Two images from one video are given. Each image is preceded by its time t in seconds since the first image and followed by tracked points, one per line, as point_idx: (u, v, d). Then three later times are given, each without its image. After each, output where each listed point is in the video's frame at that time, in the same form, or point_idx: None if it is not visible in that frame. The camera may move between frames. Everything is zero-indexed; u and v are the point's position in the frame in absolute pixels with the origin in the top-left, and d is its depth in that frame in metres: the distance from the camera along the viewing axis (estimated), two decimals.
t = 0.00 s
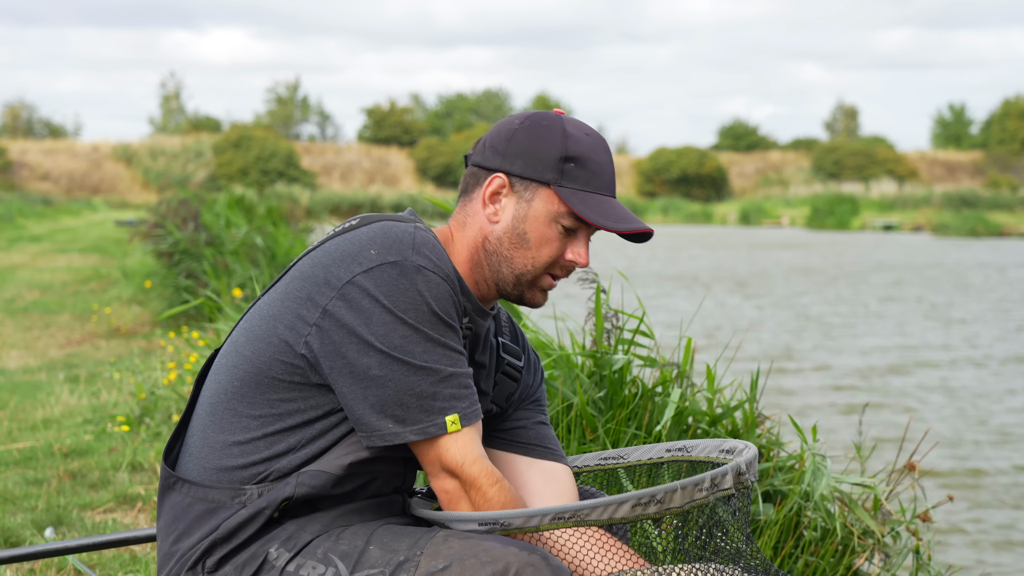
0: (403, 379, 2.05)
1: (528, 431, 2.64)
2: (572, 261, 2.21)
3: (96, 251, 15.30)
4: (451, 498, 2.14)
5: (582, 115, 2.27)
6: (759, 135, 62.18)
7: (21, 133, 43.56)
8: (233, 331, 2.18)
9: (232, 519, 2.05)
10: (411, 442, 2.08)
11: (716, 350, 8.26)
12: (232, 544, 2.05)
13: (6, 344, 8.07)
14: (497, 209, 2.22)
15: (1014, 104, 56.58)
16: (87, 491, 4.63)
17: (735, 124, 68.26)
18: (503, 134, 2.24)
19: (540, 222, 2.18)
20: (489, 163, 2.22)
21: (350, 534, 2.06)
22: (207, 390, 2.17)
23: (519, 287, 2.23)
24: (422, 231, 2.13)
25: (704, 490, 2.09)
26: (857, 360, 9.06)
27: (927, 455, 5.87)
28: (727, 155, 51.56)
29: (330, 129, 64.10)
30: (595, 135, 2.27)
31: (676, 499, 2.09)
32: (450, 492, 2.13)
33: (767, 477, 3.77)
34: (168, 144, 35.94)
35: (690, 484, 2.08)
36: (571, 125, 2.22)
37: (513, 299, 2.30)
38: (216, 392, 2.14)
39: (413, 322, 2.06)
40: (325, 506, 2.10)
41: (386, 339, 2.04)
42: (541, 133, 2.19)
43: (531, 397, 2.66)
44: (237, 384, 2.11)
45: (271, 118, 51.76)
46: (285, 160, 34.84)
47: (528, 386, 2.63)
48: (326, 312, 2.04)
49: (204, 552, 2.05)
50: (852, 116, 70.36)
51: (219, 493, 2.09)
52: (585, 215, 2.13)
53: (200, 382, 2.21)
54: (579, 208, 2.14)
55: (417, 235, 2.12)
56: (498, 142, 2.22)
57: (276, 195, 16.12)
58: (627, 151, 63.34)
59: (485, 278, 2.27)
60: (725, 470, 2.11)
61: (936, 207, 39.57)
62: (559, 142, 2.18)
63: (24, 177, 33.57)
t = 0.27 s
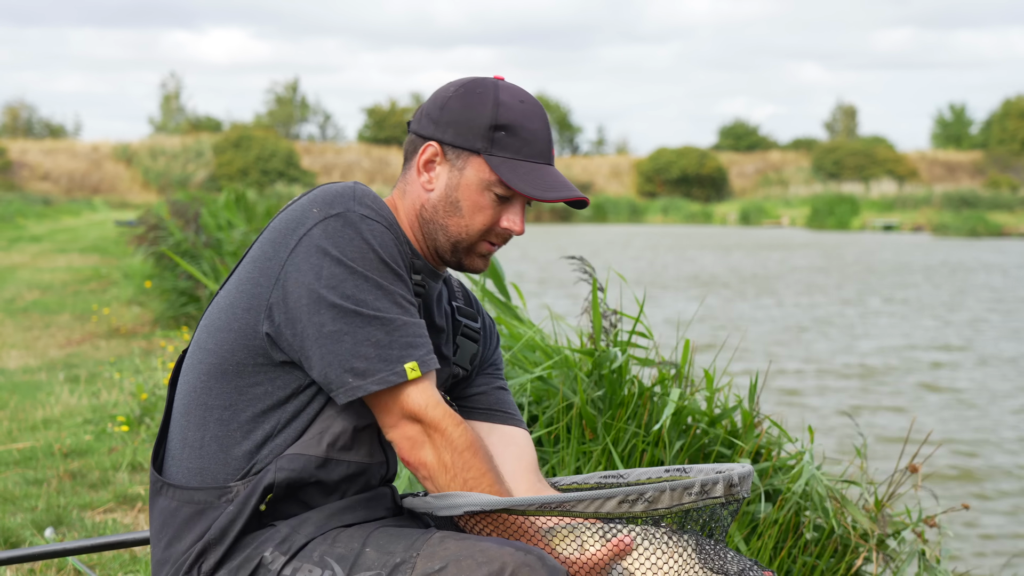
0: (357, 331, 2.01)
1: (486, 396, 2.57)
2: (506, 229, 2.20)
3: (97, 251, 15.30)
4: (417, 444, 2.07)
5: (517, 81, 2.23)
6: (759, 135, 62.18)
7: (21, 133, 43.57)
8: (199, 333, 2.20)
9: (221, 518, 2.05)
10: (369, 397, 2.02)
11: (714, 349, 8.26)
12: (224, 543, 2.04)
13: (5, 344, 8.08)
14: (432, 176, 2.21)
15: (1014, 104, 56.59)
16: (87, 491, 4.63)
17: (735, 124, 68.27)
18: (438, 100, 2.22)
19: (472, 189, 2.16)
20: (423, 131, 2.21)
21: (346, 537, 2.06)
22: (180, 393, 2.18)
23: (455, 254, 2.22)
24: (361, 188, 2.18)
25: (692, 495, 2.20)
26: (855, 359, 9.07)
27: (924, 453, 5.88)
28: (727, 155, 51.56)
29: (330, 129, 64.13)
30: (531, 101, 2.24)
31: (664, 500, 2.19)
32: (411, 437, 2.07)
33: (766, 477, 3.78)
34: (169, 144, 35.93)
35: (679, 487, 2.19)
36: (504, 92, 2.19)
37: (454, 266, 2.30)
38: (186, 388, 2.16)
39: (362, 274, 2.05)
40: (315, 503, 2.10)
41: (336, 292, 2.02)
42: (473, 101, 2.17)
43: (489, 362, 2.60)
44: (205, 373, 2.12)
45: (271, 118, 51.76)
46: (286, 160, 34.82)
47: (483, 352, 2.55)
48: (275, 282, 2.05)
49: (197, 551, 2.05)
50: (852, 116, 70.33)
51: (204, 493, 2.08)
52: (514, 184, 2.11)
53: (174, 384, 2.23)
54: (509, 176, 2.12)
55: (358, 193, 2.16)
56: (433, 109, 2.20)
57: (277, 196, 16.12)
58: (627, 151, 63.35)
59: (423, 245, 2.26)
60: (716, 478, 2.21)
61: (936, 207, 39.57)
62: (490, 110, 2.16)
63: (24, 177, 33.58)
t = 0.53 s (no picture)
0: (287, 310, 2.00)
1: (447, 374, 2.53)
2: (459, 210, 2.20)
3: (97, 251, 15.30)
4: (338, 428, 2.01)
5: (465, 60, 2.22)
6: (759, 135, 62.15)
7: (21, 133, 43.57)
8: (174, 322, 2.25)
9: (210, 517, 2.05)
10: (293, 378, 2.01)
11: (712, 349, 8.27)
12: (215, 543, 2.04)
13: (5, 344, 8.08)
14: (382, 160, 2.21)
15: (1014, 104, 56.59)
16: (87, 491, 4.64)
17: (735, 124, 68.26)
18: (385, 83, 2.22)
19: (421, 172, 2.17)
20: (372, 115, 2.21)
21: (342, 536, 2.07)
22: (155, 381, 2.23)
23: (409, 237, 2.23)
24: (309, 168, 2.18)
25: (671, 497, 2.07)
26: (854, 359, 9.07)
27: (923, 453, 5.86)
28: (727, 155, 51.54)
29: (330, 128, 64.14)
30: (479, 81, 2.22)
31: (642, 502, 2.06)
32: (333, 420, 2.01)
33: (772, 476, 3.78)
34: (169, 143, 35.91)
35: (658, 490, 2.06)
36: (450, 73, 2.18)
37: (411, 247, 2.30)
38: (158, 386, 2.18)
39: (299, 252, 2.04)
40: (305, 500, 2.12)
41: (272, 275, 2.02)
42: (419, 84, 2.17)
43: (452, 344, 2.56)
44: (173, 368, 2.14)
45: (271, 117, 51.77)
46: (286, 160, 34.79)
47: (449, 332, 2.53)
48: (225, 272, 2.08)
49: (190, 551, 2.05)
50: (851, 116, 70.32)
51: (190, 492, 2.07)
52: (461, 164, 2.12)
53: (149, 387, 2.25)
54: (457, 158, 2.13)
55: (299, 172, 2.16)
56: (380, 92, 2.20)
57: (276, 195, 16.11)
58: (627, 151, 63.36)
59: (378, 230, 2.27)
60: (696, 480, 2.08)
61: (936, 207, 39.56)
62: (435, 92, 2.16)
63: (24, 177, 33.62)
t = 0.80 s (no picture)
0: (216, 341, 1.97)
1: (422, 362, 2.56)
2: (427, 202, 2.21)
3: (97, 251, 15.29)
4: (259, 456, 1.98)
5: (430, 53, 2.26)
6: (759, 135, 62.16)
7: (21, 133, 43.57)
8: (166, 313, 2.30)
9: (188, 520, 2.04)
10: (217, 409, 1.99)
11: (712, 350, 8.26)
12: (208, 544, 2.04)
13: (6, 344, 8.07)
14: (349, 153, 2.21)
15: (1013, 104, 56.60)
16: (87, 490, 4.63)
17: (735, 124, 68.25)
18: (350, 78, 2.23)
19: (388, 164, 2.17)
20: (338, 109, 2.22)
21: (345, 532, 2.07)
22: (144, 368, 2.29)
23: (377, 231, 2.21)
24: (269, 187, 2.13)
25: (682, 502, 2.06)
26: (854, 359, 9.06)
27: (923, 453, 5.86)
28: (727, 155, 51.53)
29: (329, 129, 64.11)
30: (444, 73, 2.26)
31: (654, 509, 2.04)
32: (249, 451, 1.98)
33: (773, 476, 3.77)
34: (169, 144, 35.88)
35: (670, 497, 2.04)
36: (416, 65, 2.21)
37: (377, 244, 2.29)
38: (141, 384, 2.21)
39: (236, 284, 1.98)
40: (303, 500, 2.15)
41: (209, 304, 1.98)
42: (384, 76, 2.19)
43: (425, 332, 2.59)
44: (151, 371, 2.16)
45: (271, 118, 51.76)
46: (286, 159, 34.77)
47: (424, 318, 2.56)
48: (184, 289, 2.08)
49: (175, 555, 2.03)
50: (851, 116, 70.28)
51: (166, 493, 2.07)
52: (428, 155, 2.13)
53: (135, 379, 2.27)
54: (424, 149, 2.15)
55: (257, 192, 2.10)
56: (346, 86, 2.21)
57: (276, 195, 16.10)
58: (627, 151, 63.35)
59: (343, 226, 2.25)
60: (705, 485, 2.09)
61: (936, 207, 39.56)
62: (402, 83, 2.18)
63: (24, 177, 33.64)
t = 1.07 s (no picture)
0: (168, 371, 1.95)
1: (398, 356, 2.58)
2: (392, 200, 2.19)
3: (97, 251, 15.28)
4: (214, 482, 1.96)
5: (394, 50, 2.24)
6: (759, 135, 62.18)
7: (21, 133, 43.57)
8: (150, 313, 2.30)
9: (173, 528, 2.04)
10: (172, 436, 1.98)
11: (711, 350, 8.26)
12: (200, 549, 2.03)
13: (6, 344, 8.06)
14: (313, 152, 2.19)
15: (1014, 104, 56.60)
16: (87, 491, 4.63)
17: (735, 124, 68.25)
18: (313, 76, 2.21)
19: (352, 163, 2.15)
20: (301, 107, 2.19)
21: (346, 533, 2.07)
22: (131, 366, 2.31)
23: (340, 229, 2.19)
24: (227, 210, 2.07)
25: (683, 502, 2.07)
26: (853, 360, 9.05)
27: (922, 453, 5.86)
28: (727, 155, 51.51)
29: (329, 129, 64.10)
30: (409, 70, 2.24)
31: (655, 509, 2.05)
32: (203, 478, 1.96)
33: (774, 477, 3.77)
34: (169, 144, 35.85)
35: (670, 496, 2.06)
36: (380, 62, 2.19)
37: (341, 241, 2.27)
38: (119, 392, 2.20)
39: (187, 315, 1.95)
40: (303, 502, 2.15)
41: (164, 334, 1.96)
42: (347, 74, 2.17)
43: (400, 323, 2.59)
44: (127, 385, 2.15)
45: (271, 118, 51.77)
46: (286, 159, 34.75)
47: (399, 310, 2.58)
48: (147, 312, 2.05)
49: (167, 562, 2.03)
50: (851, 116, 70.24)
51: (147, 501, 2.07)
52: (390, 154, 2.11)
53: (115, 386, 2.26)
54: (388, 147, 2.13)
55: (215, 217, 2.04)
56: (309, 85, 2.19)
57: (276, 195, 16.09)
58: (627, 151, 63.36)
59: (307, 225, 2.23)
60: (706, 484, 2.11)
61: (936, 207, 39.57)
62: (364, 81, 2.16)
63: (24, 177, 33.68)
